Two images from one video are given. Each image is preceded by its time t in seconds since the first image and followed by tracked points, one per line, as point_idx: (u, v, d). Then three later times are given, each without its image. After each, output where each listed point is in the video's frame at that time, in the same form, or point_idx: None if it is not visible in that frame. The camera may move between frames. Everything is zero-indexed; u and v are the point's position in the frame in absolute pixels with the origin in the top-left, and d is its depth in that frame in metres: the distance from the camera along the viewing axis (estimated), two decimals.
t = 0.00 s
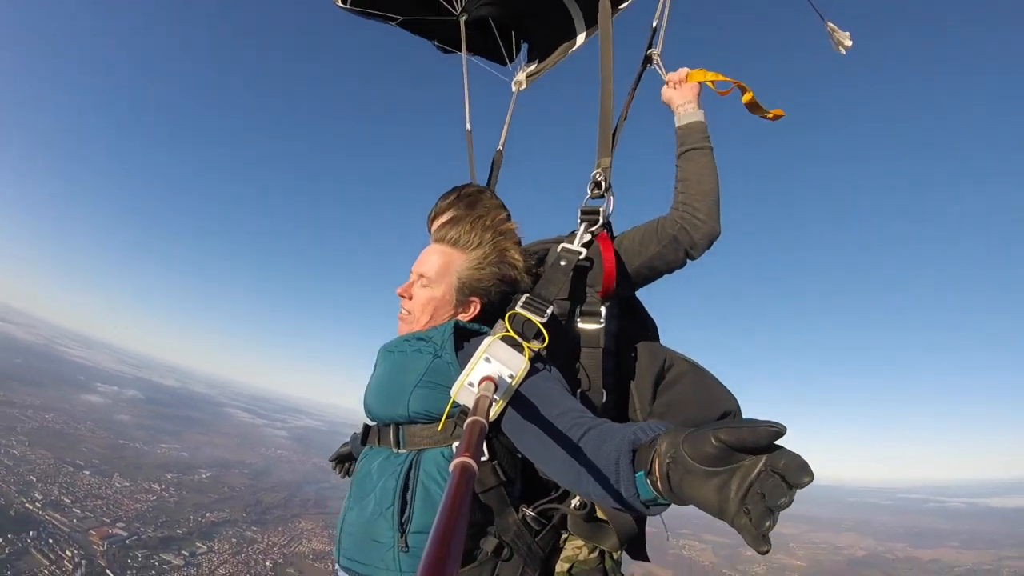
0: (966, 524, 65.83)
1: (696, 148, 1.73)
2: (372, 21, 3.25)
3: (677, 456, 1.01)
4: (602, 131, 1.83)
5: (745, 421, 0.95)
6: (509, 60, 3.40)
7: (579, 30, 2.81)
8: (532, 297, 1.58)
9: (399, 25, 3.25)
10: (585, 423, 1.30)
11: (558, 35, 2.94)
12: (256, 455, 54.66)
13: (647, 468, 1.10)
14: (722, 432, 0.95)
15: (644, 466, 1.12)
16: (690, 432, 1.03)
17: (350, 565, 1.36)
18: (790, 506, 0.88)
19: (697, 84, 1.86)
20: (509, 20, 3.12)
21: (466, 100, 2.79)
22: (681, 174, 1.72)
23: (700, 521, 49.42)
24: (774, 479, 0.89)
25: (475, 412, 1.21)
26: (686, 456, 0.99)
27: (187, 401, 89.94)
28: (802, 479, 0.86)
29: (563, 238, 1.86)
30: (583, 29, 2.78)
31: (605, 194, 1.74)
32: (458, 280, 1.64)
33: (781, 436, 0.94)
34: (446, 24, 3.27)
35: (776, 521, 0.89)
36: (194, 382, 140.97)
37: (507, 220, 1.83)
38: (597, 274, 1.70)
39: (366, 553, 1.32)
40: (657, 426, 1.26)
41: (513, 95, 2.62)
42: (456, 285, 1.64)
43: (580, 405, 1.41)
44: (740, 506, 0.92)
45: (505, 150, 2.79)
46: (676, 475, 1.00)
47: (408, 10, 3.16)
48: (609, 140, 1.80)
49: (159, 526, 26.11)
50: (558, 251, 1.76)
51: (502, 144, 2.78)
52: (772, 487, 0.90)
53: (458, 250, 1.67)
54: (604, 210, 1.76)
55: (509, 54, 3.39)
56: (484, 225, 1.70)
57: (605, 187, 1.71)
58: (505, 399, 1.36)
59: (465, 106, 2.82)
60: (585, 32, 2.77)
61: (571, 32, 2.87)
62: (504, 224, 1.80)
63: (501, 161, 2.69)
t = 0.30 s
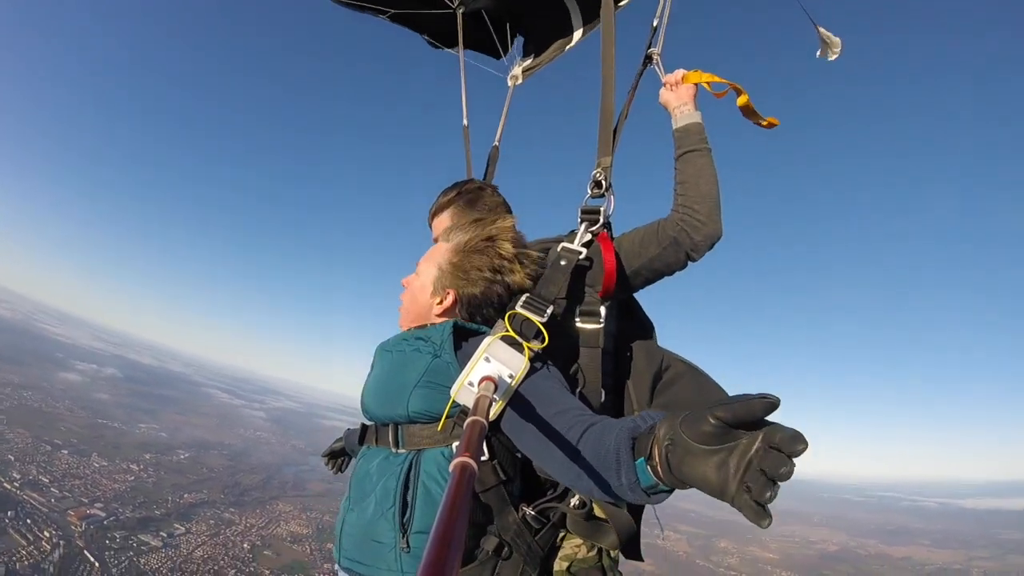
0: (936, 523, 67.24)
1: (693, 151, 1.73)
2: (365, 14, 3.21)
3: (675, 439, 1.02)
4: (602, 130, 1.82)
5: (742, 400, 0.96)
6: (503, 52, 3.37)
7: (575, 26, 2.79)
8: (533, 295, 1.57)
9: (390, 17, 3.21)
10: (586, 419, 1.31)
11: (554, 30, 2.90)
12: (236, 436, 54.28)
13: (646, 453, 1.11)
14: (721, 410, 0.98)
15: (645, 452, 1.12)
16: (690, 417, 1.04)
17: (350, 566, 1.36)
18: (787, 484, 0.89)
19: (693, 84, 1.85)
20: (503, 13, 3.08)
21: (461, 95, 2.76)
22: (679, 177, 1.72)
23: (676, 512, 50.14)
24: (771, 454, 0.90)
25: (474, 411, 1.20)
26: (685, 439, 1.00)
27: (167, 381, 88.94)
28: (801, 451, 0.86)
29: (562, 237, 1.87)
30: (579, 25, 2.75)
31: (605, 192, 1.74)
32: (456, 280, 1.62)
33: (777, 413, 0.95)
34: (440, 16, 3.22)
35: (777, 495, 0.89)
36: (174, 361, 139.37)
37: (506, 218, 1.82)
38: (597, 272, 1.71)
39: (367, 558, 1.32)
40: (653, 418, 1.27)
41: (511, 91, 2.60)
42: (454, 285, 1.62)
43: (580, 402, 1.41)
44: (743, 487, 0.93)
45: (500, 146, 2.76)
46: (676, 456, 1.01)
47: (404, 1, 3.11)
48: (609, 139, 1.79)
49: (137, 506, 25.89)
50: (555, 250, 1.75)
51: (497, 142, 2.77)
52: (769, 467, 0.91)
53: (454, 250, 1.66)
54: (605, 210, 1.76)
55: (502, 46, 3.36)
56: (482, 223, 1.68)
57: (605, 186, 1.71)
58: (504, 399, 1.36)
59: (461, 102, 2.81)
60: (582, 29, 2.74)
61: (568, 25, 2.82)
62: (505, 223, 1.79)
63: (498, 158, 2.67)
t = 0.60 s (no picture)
0: (913, 528, 68.01)
1: (690, 150, 1.73)
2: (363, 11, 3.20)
3: (670, 436, 1.03)
4: (602, 132, 1.83)
5: (734, 395, 0.98)
6: (499, 53, 3.38)
7: (574, 27, 2.79)
8: (534, 295, 1.58)
9: (388, 16, 3.19)
10: (584, 419, 1.32)
11: (553, 32, 2.91)
12: (220, 427, 53.89)
13: (643, 452, 1.11)
14: (715, 409, 0.98)
15: (641, 451, 1.13)
16: (684, 415, 1.05)
17: (352, 566, 1.37)
18: (780, 484, 0.90)
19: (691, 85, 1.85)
20: (502, 13, 3.08)
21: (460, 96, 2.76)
22: (678, 176, 1.72)
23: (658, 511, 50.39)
24: (763, 450, 0.91)
25: (474, 411, 1.20)
26: (679, 437, 1.01)
27: (152, 370, 88.06)
28: (790, 448, 0.87)
29: (562, 239, 1.87)
30: (578, 27, 2.76)
31: (605, 193, 1.75)
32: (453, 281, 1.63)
33: (769, 409, 0.97)
34: (437, 15, 3.22)
35: (768, 493, 0.90)
36: (157, 351, 137.70)
37: (507, 218, 1.82)
38: (596, 273, 1.71)
39: (368, 557, 1.33)
40: (651, 417, 1.28)
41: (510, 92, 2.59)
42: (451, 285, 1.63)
43: (579, 402, 1.42)
44: (738, 484, 0.93)
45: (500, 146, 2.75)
46: (670, 453, 1.02)
47: None
48: (610, 139, 1.80)
49: (119, 496, 25.66)
50: (556, 250, 1.75)
51: (497, 142, 2.76)
52: (759, 465, 0.92)
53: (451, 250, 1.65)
54: (604, 211, 1.77)
55: (499, 46, 3.35)
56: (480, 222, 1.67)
57: (605, 187, 1.72)
58: (504, 399, 1.36)
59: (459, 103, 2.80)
60: (580, 30, 2.75)
61: (567, 27, 2.83)
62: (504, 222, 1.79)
63: (497, 157, 2.67)
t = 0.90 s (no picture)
0: (891, 532, 68.73)
1: (689, 150, 1.72)
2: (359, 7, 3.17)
3: (674, 437, 1.02)
4: (603, 131, 1.82)
5: (740, 397, 0.95)
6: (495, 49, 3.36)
7: (571, 27, 2.78)
8: (533, 295, 1.57)
9: (384, 13, 3.16)
10: (585, 420, 1.31)
11: (551, 31, 2.90)
12: (201, 422, 53.32)
13: (646, 452, 1.10)
14: (720, 409, 0.97)
15: (643, 452, 1.11)
16: (688, 416, 1.04)
17: (349, 568, 1.35)
18: (787, 480, 0.90)
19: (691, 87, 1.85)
20: (499, 10, 3.06)
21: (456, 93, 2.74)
22: (676, 176, 1.71)
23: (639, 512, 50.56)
24: (772, 449, 0.90)
25: (474, 410, 1.18)
26: (684, 437, 1.00)
27: (133, 363, 86.91)
28: (798, 449, 0.87)
29: (561, 239, 1.85)
30: (576, 27, 2.74)
31: (605, 194, 1.74)
32: (451, 277, 1.60)
33: (778, 413, 0.95)
34: (433, 10, 3.19)
35: (776, 493, 0.90)
36: (138, 344, 135.65)
37: (505, 217, 1.81)
38: (596, 273, 1.69)
39: (366, 559, 1.31)
40: (654, 418, 1.26)
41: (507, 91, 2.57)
42: (449, 283, 1.61)
43: (578, 403, 1.41)
44: (744, 484, 0.93)
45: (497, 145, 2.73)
46: (675, 454, 1.01)
47: None
48: (610, 140, 1.79)
49: (97, 490, 25.35)
50: (555, 250, 1.74)
51: (495, 141, 2.74)
52: (767, 463, 0.92)
53: (448, 247, 1.63)
54: (604, 212, 1.76)
55: (495, 42, 3.33)
56: (477, 220, 1.65)
57: (605, 187, 1.71)
58: (504, 399, 1.35)
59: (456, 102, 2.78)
60: (579, 30, 2.73)
61: (565, 26, 2.82)
62: (501, 221, 1.78)
63: (496, 157, 2.66)
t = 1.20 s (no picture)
0: (898, 531, 68.28)
1: (687, 147, 1.72)
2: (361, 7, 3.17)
3: (672, 442, 1.02)
4: (603, 129, 1.82)
5: (739, 404, 0.95)
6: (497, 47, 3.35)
7: (574, 25, 2.77)
8: (534, 295, 1.57)
9: (386, 11, 3.15)
10: (584, 421, 1.31)
11: (554, 29, 2.89)
12: (206, 427, 53.47)
13: (645, 456, 1.10)
14: (720, 413, 0.96)
15: (642, 456, 1.11)
16: (685, 418, 1.04)
17: (350, 567, 1.34)
18: (784, 489, 0.90)
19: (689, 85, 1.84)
20: (501, 9, 3.06)
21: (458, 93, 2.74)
22: (675, 174, 1.70)
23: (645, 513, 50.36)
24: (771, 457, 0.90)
25: (474, 412, 1.18)
26: (682, 444, 1.00)
27: (138, 368, 87.21)
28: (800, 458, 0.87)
29: (562, 237, 1.85)
30: (578, 25, 2.73)
31: (605, 193, 1.74)
32: (453, 279, 1.60)
33: (778, 418, 0.95)
34: (435, 9, 3.19)
35: (772, 499, 0.92)
36: (142, 348, 135.94)
37: (508, 215, 1.81)
38: (596, 272, 1.68)
39: (367, 559, 1.30)
40: (653, 422, 1.27)
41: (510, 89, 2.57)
42: (452, 284, 1.60)
43: (579, 403, 1.41)
44: (737, 490, 0.94)
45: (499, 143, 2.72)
46: (672, 457, 1.01)
47: None
48: (611, 138, 1.79)
49: (104, 495, 25.44)
50: (555, 249, 1.74)
51: (497, 139, 2.74)
52: (761, 467, 0.93)
53: (450, 249, 1.63)
54: (605, 210, 1.76)
55: (497, 40, 3.32)
56: (478, 221, 1.65)
57: (605, 187, 1.71)
58: (504, 399, 1.35)
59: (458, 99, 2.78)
60: (581, 27, 2.72)
61: (567, 25, 2.81)
62: (503, 220, 1.78)
63: (497, 156, 2.66)
